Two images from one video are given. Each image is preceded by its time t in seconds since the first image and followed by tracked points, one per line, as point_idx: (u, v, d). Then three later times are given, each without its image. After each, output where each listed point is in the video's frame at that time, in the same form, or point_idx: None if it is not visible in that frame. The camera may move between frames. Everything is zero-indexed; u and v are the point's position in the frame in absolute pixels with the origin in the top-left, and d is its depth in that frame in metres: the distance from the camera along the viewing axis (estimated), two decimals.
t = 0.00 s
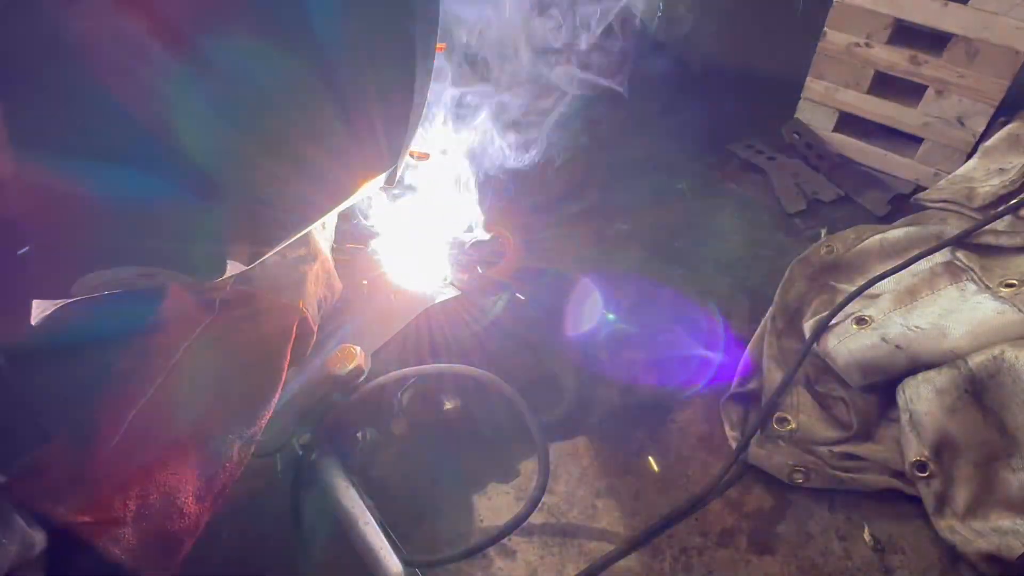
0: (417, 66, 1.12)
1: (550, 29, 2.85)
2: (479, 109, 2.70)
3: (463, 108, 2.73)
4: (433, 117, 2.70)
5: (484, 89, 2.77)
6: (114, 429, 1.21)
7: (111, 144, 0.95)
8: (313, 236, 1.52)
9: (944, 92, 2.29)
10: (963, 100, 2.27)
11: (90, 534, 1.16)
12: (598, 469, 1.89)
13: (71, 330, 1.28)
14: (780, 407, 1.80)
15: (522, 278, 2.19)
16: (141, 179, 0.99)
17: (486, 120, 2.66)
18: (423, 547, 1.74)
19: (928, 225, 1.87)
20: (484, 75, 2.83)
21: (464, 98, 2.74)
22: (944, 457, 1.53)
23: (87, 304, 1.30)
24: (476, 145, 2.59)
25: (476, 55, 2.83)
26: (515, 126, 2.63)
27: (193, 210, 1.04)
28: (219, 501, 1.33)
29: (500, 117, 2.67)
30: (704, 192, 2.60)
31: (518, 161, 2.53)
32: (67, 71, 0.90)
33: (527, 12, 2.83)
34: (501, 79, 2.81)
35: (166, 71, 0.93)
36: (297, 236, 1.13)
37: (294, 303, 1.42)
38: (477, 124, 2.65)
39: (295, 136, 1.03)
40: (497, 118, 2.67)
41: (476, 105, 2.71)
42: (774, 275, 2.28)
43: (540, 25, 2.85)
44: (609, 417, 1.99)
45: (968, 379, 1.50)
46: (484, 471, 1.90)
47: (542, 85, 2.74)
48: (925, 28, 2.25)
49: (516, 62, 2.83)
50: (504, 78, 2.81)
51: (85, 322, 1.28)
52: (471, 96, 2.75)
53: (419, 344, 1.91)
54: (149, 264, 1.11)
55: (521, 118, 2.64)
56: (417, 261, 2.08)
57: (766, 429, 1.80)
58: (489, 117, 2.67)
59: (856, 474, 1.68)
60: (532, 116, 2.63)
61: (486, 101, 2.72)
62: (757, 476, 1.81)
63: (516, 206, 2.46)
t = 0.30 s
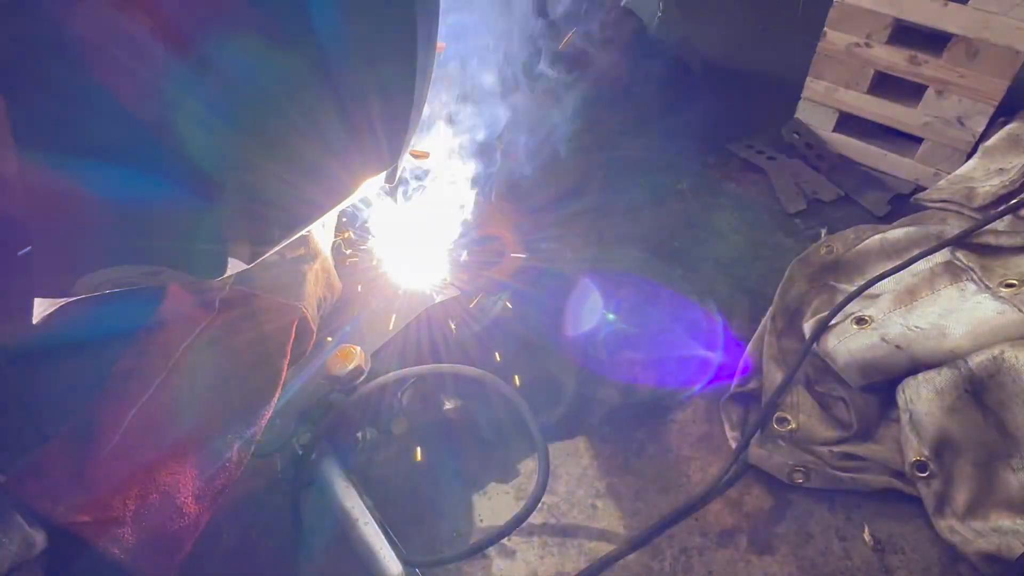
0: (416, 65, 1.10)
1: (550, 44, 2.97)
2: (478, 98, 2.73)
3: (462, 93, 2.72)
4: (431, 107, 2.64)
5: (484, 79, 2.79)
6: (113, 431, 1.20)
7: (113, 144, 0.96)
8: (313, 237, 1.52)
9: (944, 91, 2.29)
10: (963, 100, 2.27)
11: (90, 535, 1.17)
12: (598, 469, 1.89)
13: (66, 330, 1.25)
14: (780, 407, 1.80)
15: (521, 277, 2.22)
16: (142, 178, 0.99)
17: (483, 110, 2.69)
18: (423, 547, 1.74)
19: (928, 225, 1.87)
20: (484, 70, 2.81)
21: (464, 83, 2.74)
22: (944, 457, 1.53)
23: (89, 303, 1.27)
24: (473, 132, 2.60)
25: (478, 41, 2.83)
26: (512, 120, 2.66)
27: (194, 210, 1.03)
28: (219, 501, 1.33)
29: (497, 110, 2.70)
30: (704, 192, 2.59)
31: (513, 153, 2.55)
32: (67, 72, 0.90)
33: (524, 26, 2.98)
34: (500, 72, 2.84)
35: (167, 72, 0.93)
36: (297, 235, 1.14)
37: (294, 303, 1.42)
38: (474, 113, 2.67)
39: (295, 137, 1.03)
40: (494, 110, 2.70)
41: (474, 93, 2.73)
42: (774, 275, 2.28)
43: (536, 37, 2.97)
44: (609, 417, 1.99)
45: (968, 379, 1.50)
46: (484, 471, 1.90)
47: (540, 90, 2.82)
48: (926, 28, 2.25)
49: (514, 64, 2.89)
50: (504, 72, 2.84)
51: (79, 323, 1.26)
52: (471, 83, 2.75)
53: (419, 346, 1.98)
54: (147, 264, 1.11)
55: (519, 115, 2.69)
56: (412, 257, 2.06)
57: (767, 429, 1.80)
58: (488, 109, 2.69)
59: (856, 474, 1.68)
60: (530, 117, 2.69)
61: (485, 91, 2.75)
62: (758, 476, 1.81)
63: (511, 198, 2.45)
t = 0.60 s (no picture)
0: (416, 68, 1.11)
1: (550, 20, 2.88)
2: (481, 90, 2.73)
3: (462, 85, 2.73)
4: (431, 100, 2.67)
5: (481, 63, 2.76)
6: (113, 428, 1.22)
7: (111, 143, 0.95)
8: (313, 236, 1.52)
9: (944, 92, 2.29)
10: (963, 100, 2.27)
11: (88, 535, 1.15)
12: (597, 469, 1.89)
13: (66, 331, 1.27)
14: (780, 407, 1.80)
15: (520, 277, 2.21)
16: (140, 178, 0.99)
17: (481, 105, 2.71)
18: (423, 547, 1.74)
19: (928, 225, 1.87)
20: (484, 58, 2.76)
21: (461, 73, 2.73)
22: (944, 457, 1.53)
23: (90, 303, 1.29)
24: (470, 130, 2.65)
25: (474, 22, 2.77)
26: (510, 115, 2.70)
27: (194, 210, 1.03)
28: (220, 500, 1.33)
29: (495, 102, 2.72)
30: (704, 192, 2.59)
31: (512, 153, 2.58)
32: (65, 71, 0.90)
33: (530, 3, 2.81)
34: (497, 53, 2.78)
35: (166, 71, 0.92)
36: (297, 235, 1.14)
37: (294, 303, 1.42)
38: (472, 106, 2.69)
39: (295, 136, 1.02)
40: (493, 105, 2.72)
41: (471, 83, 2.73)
42: (774, 275, 2.28)
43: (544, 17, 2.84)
44: (609, 416, 1.99)
45: (968, 379, 1.50)
46: (484, 471, 1.89)
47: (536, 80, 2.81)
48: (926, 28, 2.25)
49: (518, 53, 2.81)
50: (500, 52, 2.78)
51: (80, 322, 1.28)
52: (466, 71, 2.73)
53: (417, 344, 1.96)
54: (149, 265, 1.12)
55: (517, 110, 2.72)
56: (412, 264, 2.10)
57: (767, 429, 1.80)
58: (488, 105, 2.71)
59: (856, 474, 1.68)
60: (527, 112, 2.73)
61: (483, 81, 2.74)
62: (758, 476, 1.81)
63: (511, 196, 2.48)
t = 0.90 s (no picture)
0: (417, 63, 1.06)
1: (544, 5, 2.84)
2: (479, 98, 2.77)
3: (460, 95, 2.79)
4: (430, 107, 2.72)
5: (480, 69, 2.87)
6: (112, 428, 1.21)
7: (110, 142, 0.96)
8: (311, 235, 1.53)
9: (944, 92, 2.29)
10: (963, 100, 2.27)
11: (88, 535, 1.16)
12: (597, 469, 1.89)
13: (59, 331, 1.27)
14: (780, 407, 1.80)
15: (523, 278, 2.20)
16: (138, 176, 1.00)
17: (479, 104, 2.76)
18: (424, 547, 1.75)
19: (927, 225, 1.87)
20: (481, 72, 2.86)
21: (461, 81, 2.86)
22: (944, 457, 1.52)
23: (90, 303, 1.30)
24: (471, 126, 2.68)
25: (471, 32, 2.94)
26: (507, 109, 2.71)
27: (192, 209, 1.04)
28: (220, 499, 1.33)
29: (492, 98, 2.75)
30: (703, 192, 2.60)
31: (511, 155, 2.57)
32: (63, 69, 0.91)
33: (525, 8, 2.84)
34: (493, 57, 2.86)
35: (165, 70, 0.93)
36: (294, 235, 1.14)
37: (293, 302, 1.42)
38: (473, 107, 2.75)
39: (293, 136, 1.02)
40: (493, 105, 2.75)
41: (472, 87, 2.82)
42: (774, 275, 2.28)
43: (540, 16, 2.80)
44: (609, 417, 2.00)
45: (968, 379, 1.50)
46: (484, 470, 1.90)
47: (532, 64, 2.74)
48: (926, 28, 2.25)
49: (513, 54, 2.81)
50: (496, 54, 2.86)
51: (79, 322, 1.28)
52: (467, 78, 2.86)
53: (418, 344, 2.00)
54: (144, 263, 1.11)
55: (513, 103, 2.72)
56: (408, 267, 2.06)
57: (767, 429, 1.80)
58: (486, 110, 2.74)
59: (856, 474, 1.69)
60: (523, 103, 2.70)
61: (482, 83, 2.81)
62: (758, 476, 1.81)
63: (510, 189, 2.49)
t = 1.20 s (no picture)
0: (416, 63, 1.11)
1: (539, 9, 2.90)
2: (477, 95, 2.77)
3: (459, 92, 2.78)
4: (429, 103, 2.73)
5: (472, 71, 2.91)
6: (109, 430, 1.22)
7: (109, 141, 0.96)
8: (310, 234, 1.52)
9: (944, 92, 2.29)
10: (963, 100, 2.27)
11: (88, 531, 1.19)
12: (597, 469, 1.89)
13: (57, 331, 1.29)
14: (780, 407, 1.81)
15: (523, 277, 2.24)
16: (137, 175, 1.00)
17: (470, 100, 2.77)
18: (424, 547, 1.75)
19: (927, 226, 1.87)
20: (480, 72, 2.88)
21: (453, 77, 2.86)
22: (944, 457, 1.52)
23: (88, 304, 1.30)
24: (467, 120, 2.66)
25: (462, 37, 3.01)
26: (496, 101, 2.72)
27: (191, 209, 1.03)
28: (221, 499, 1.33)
29: (486, 94, 2.76)
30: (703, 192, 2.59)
31: (506, 149, 2.54)
32: (60, 68, 0.90)
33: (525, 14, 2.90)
34: (482, 59, 2.92)
35: (162, 68, 0.93)
36: (294, 232, 1.12)
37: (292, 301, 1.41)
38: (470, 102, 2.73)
39: (291, 134, 1.01)
40: (490, 98, 2.73)
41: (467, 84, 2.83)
42: (774, 275, 2.28)
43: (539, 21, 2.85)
44: (609, 417, 2.00)
45: (968, 380, 1.49)
46: (484, 471, 1.90)
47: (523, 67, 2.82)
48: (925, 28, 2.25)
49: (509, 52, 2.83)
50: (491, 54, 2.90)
51: (77, 323, 1.30)
52: (457, 73, 2.87)
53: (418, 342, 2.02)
54: (143, 264, 1.11)
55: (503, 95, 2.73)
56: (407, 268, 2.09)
57: (767, 429, 1.80)
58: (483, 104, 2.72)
59: (856, 474, 1.68)
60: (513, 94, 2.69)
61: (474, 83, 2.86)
62: (758, 476, 1.81)
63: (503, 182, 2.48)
